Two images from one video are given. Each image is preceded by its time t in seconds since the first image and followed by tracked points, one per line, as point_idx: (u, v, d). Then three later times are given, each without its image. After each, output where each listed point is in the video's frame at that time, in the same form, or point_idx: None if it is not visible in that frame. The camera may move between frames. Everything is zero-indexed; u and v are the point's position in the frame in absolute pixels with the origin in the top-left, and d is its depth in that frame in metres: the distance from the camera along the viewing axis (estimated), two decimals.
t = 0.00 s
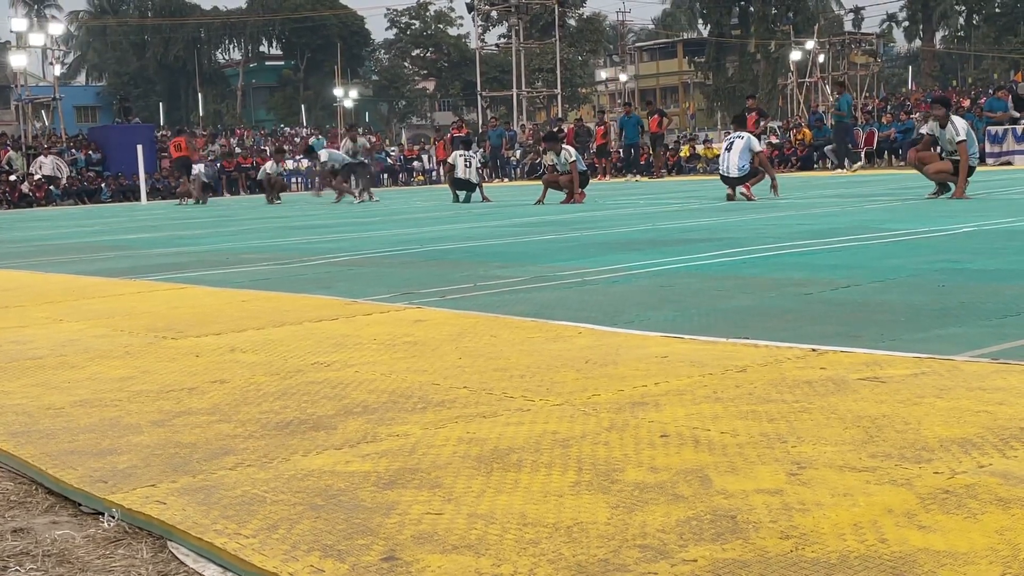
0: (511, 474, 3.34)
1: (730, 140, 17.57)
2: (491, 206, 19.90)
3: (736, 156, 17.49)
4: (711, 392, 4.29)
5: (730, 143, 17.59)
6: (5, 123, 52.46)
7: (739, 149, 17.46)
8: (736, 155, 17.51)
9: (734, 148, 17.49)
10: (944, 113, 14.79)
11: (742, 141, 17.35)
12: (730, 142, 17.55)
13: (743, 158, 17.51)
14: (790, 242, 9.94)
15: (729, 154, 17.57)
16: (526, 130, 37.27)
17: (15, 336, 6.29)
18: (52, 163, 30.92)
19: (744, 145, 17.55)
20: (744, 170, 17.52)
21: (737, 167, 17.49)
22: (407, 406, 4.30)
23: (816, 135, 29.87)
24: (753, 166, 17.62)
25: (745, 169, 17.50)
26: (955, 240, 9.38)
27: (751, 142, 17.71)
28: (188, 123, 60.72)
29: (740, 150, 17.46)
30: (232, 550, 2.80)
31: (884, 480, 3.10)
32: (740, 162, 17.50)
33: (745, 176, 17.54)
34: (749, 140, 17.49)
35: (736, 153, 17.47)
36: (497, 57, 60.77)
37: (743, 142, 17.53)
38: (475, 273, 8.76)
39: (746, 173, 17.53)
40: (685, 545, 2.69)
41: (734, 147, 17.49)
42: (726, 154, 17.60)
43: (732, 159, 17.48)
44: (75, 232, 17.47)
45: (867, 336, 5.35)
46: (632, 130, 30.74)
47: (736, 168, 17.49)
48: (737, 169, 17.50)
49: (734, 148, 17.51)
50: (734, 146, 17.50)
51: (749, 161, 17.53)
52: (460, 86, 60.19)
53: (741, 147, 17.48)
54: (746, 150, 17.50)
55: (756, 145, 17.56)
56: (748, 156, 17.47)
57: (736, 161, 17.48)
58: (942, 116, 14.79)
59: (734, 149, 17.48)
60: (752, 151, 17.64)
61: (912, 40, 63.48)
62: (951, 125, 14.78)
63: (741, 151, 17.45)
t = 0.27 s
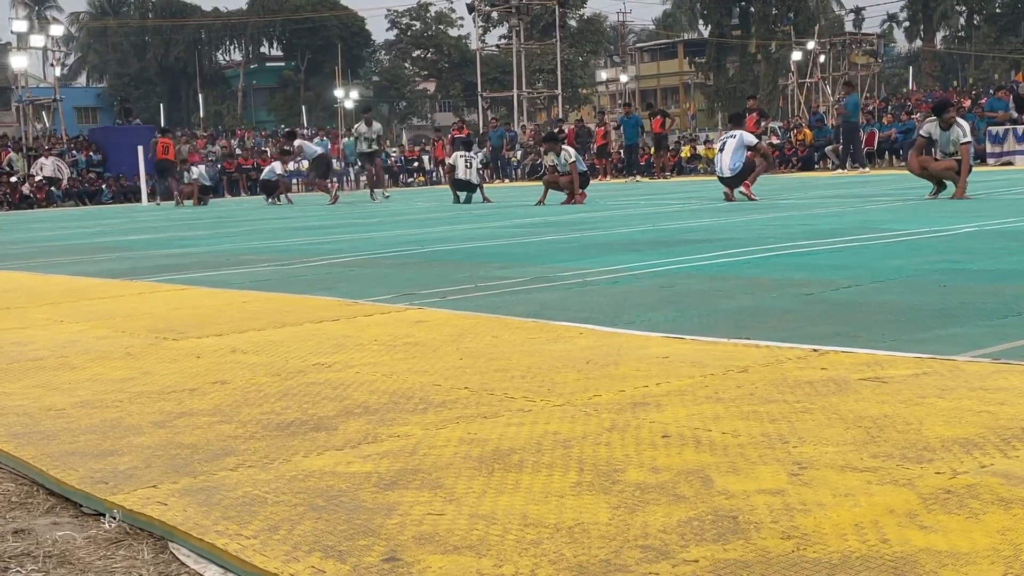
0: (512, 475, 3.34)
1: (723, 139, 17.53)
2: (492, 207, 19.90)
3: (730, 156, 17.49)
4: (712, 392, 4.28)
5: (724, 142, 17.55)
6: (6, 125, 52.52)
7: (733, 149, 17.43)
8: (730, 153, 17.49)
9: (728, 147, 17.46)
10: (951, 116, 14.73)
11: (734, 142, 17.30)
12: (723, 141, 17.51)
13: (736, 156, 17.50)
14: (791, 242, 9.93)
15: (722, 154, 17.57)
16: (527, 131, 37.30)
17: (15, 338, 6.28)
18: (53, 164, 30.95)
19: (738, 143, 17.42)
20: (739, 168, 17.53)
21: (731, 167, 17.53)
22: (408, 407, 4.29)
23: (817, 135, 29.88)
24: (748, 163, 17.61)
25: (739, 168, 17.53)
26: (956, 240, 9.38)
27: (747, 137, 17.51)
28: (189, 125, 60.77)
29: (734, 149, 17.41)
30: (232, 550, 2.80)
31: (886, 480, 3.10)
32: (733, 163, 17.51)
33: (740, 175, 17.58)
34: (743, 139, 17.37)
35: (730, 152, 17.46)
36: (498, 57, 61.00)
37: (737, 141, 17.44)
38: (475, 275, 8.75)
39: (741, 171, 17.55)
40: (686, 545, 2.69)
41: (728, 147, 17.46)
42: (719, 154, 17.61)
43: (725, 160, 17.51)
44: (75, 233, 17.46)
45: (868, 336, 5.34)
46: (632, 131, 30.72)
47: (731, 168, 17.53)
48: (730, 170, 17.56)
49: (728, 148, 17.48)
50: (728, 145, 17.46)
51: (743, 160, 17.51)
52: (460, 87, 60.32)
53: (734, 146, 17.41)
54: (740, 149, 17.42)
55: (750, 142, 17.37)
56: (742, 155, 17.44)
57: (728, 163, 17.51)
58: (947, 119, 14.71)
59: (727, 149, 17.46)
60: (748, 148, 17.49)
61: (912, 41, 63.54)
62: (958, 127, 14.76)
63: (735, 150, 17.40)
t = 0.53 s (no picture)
0: (513, 476, 3.34)
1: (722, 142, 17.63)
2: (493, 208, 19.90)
3: (732, 157, 17.51)
4: (714, 393, 4.28)
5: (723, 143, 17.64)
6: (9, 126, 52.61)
7: (734, 149, 17.50)
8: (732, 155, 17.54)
9: (729, 149, 17.54)
10: (955, 118, 14.71)
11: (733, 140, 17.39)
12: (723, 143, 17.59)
13: (738, 158, 17.53)
14: (793, 243, 9.92)
15: (724, 156, 17.61)
16: (529, 131, 37.36)
17: (16, 340, 6.29)
18: (55, 166, 30.87)
19: (737, 143, 17.53)
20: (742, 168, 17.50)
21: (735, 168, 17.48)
22: (410, 409, 4.29)
23: (818, 135, 29.87)
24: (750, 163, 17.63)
25: (743, 169, 17.51)
26: (959, 240, 9.37)
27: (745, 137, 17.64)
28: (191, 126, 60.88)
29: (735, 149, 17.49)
30: (234, 551, 2.80)
31: (887, 480, 3.10)
32: (736, 162, 17.51)
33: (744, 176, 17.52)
34: (741, 138, 17.51)
35: (731, 153, 17.50)
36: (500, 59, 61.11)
37: (735, 141, 17.57)
38: (476, 276, 8.76)
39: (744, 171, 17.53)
40: (688, 545, 2.69)
41: (729, 148, 17.54)
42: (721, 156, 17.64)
43: (729, 160, 17.50)
44: (77, 235, 17.47)
45: (870, 337, 5.34)
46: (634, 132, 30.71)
47: (734, 169, 17.48)
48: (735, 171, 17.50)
49: (728, 149, 17.56)
50: (728, 147, 17.55)
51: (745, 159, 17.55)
52: (462, 89, 60.50)
53: (735, 146, 17.51)
54: (740, 148, 17.51)
55: (749, 140, 17.49)
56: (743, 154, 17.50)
57: (732, 163, 17.50)
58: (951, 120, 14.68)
59: (728, 150, 17.52)
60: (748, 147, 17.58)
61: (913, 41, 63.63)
62: (961, 128, 14.73)
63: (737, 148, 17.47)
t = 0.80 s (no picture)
0: (516, 478, 3.34)
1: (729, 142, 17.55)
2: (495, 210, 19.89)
3: (741, 160, 17.51)
4: (717, 394, 4.28)
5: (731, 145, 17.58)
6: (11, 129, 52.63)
7: (743, 152, 17.48)
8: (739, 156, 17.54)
9: (736, 151, 17.50)
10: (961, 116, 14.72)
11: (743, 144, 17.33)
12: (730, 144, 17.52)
13: (746, 160, 17.54)
14: (795, 243, 9.92)
15: (732, 158, 17.58)
16: (531, 133, 37.36)
17: (20, 342, 6.29)
18: (58, 169, 30.81)
19: (745, 146, 17.50)
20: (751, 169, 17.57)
21: (744, 171, 17.52)
22: (414, 410, 4.30)
23: (820, 136, 29.85)
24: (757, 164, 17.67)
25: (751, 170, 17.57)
26: (962, 241, 9.37)
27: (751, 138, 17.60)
28: (192, 129, 60.90)
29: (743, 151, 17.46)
30: (239, 553, 2.81)
31: (891, 481, 3.10)
32: (745, 166, 17.54)
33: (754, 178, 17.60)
34: (750, 140, 17.46)
35: (740, 155, 17.49)
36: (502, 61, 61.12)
37: (743, 143, 17.52)
38: (478, 277, 8.76)
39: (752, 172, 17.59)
40: (692, 547, 2.70)
41: (738, 150, 17.50)
42: (729, 159, 17.61)
43: (738, 163, 17.50)
44: (79, 238, 17.47)
45: (873, 338, 5.34)
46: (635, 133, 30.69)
47: (743, 171, 17.52)
48: (744, 173, 17.54)
49: (737, 150, 17.52)
50: (735, 148, 17.51)
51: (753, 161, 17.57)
52: (464, 90, 60.51)
53: (744, 148, 17.49)
54: (748, 150, 17.50)
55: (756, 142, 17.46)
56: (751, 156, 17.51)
57: (741, 167, 17.51)
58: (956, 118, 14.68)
59: (737, 152, 17.48)
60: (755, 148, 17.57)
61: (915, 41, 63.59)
62: (967, 127, 14.72)
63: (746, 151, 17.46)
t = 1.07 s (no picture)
0: (520, 481, 3.33)
1: (736, 142, 17.54)
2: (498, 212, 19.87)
3: (748, 160, 17.53)
4: (721, 396, 4.27)
5: (738, 145, 17.58)
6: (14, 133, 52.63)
7: (751, 153, 17.50)
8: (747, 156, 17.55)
9: (743, 151, 17.50)
10: (970, 113, 14.73)
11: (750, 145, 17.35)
12: (737, 144, 17.49)
13: (753, 160, 17.58)
14: (798, 244, 9.91)
15: (738, 158, 17.60)
16: (534, 135, 37.31)
17: (22, 346, 6.28)
18: (61, 172, 30.94)
19: (753, 147, 17.50)
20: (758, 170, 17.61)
21: (751, 171, 17.57)
22: (417, 412, 4.30)
23: (824, 137, 29.82)
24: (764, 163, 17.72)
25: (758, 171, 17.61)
26: (965, 242, 9.35)
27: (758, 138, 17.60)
28: (195, 132, 60.85)
29: (751, 151, 17.48)
30: (243, 556, 2.80)
31: (895, 482, 3.09)
32: (753, 166, 17.58)
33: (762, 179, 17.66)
34: (757, 141, 17.47)
35: (747, 155, 17.51)
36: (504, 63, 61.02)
37: (750, 143, 17.52)
38: (482, 279, 8.75)
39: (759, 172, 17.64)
40: (696, 548, 2.69)
41: (745, 151, 17.51)
42: (737, 159, 17.62)
43: (746, 164, 17.52)
44: (82, 241, 17.47)
45: (877, 339, 5.33)
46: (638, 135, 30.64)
47: (750, 171, 17.57)
48: (751, 174, 17.59)
49: (744, 150, 17.53)
50: (742, 148, 17.52)
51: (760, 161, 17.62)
52: (466, 93, 60.41)
53: (752, 149, 17.50)
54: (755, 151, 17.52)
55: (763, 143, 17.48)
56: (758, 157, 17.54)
57: (749, 168, 17.56)
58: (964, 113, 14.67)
59: (745, 152, 17.49)
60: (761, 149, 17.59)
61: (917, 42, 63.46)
62: (975, 125, 14.69)
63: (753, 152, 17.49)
